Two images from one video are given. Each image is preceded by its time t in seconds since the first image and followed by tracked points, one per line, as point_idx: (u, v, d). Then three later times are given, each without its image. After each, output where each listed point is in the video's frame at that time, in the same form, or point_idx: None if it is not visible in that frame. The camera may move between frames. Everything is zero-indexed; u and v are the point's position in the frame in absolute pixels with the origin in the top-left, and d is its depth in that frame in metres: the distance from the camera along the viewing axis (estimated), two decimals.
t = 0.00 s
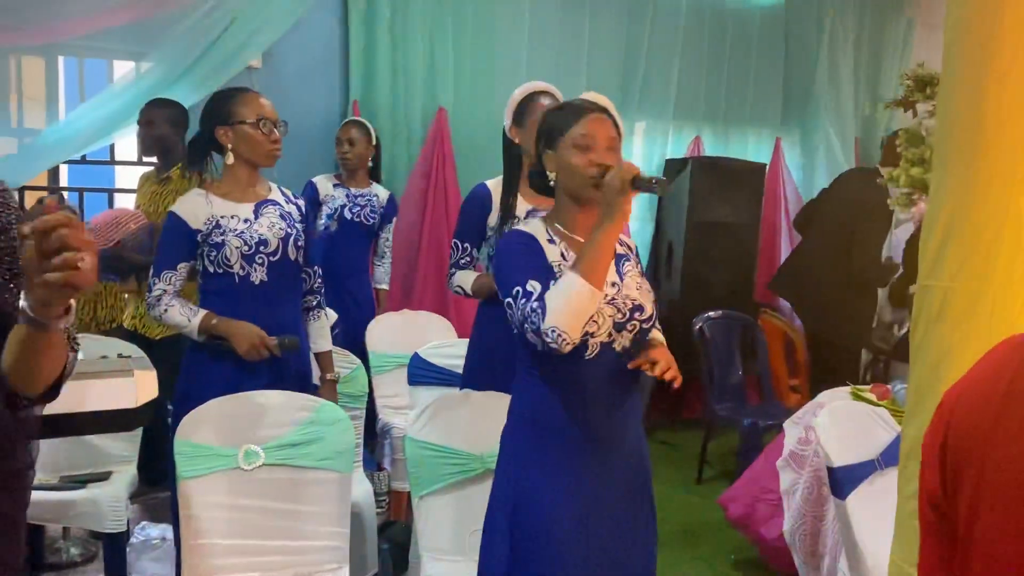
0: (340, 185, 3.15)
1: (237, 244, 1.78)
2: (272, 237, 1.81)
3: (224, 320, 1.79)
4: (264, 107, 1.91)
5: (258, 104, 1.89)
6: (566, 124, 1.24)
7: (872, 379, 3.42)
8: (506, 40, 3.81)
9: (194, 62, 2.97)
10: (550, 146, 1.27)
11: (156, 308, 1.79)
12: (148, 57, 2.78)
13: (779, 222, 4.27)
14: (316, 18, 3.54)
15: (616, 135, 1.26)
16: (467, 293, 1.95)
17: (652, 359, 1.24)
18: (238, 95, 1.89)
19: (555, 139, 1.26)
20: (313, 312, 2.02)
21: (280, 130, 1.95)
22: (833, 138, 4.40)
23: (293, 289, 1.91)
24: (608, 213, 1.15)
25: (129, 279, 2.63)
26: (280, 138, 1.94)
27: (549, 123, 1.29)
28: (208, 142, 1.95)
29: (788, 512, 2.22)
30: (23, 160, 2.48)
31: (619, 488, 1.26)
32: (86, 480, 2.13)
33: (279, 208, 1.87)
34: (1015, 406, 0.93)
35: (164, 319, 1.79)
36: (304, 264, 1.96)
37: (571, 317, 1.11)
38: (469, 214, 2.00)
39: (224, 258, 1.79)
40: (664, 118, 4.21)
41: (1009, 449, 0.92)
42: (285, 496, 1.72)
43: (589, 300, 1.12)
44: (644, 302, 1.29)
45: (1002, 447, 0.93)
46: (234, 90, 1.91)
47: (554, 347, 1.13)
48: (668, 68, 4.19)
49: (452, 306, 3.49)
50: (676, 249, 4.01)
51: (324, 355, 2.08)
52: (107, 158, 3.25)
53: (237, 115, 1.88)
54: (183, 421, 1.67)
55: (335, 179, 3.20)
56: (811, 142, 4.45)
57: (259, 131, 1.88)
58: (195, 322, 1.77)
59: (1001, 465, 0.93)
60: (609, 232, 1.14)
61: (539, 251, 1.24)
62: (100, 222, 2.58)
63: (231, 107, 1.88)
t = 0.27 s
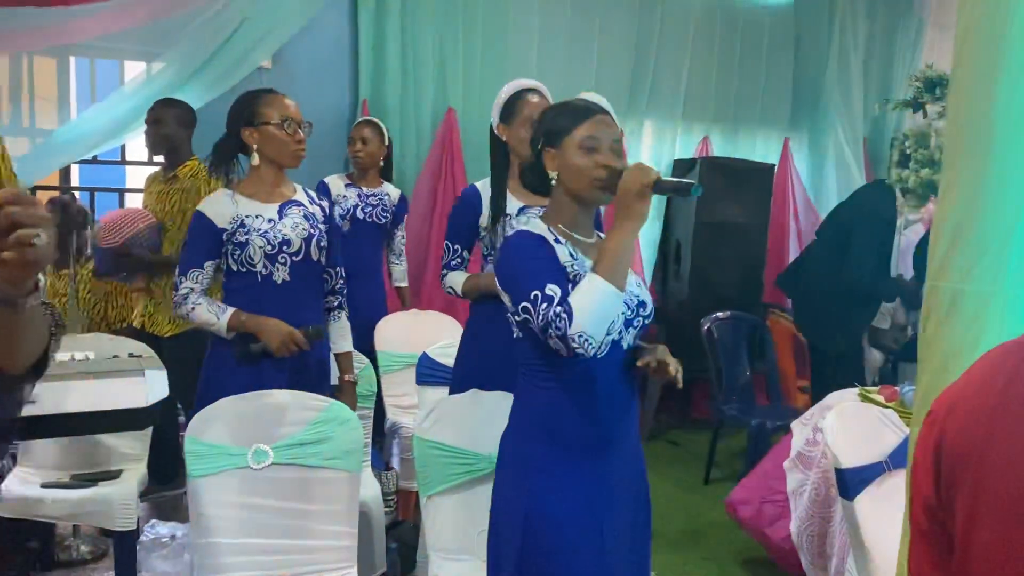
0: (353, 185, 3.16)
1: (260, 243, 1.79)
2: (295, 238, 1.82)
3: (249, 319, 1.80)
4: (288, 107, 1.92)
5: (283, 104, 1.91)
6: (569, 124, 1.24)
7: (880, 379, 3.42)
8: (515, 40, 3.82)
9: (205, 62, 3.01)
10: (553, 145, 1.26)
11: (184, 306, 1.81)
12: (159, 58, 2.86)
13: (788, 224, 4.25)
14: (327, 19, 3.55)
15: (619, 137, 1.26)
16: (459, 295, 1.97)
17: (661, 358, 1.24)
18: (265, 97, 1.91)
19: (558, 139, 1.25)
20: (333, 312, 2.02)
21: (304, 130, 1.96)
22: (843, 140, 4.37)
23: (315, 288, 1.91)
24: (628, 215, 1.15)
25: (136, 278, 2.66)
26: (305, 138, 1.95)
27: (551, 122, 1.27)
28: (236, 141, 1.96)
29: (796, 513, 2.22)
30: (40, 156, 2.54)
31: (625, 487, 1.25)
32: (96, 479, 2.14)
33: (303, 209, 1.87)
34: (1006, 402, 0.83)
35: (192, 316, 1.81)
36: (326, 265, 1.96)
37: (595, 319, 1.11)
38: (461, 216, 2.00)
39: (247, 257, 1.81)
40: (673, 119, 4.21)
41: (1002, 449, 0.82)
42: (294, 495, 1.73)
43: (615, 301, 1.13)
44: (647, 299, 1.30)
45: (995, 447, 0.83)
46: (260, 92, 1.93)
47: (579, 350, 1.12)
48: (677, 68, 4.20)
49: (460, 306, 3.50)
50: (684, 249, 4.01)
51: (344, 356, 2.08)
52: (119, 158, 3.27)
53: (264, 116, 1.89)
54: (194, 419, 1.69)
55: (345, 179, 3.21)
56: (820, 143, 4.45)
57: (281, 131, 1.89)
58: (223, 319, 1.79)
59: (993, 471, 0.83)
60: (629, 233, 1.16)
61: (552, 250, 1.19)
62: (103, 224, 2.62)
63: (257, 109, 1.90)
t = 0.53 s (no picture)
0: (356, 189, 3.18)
1: (278, 245, 1.80)
2: (312, 241, 1.82)
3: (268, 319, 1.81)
4: (314, 112, 1.92)
5: (307, 108, 1.90)
6: (552, 123, 1.21)
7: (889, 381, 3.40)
8: (522, 40, 3.82)
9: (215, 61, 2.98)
10: (534, 145, 1.23)
11: (204, 306, 1.82)
12: (169, 58, 2.85)
13: (795, 222, 4.27)
14: (335, 19, 3.56)
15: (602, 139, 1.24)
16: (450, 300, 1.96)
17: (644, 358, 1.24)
18: (293, 102, 1.91)
19: (540, 139, 1.22)
20: (354, 316, 2.01)
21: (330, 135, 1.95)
22: (852, 138, 4.37)
23: (334, 291, 1.91)
24: (612, 219, 1.12)
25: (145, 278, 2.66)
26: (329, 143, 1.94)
27: (531, 122, 1.24)
28: (264, 144, 1.97)
29: (803, 514, 2.22)
30: (49, 156, 2.67)
31: (606, 492, 1.23)
32: (104, 477, 2.15)
33: (324, 213, 1.87)
34: (1000, 400, 0.86)
35: (212, 316, 1.82)
36: (347, 269, 1.95)
37: (580, 322, 1.07)
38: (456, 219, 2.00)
39: (265, 259, 1.82)
40: (681, 119, 4.21)
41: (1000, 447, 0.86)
42: (301, 494, 1.73)
43: (600, 302, 1.09)
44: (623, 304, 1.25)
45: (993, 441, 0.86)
46: (286, 95, 1.92)
47: (566, 353, 1.07)
48: (685, 68, 4.19)
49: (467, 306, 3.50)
50: (691, 250, 4.01)
51: (363, 359, 2.07)
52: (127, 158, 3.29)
53: (288, 120, 1.89)
54: (204, 419, 1.70)
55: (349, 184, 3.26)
56: (827, 143, 4.43)
57: (306, 136, 1.90)
58: (242, 317, 1.80)
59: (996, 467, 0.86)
60: (612, 237, 1.12)
61: (534, 253, 1.18)
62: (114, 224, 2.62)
63: (283, 112, 1.90)
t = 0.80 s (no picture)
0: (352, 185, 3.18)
1: (282, 244, 1.80)
2: (317, 241, 1.82)
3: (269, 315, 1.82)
4: (325, 116, 1.92)
5: (319, 111, 1.91)
6: (521, 118, 1.21)
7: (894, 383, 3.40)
8: (527, 41, 3.82)
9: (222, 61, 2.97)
10: (506, 142, 1.23)
11: (213, 303, 1.83)
12: (174, 59, 2.86)
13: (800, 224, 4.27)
14: (339, 20, 3.57)
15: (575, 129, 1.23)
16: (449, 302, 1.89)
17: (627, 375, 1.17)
18: (304, 105, 1.92)
19: (510, 135, 1.22)
20: (362, 318, 1.98)
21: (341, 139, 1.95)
22: (857, 138, 4.38)
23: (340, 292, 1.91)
24: (573, 213, 1.08)
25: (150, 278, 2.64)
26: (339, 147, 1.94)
27: (503, 117, 1.24)
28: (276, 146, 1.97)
29: (808, 516, 2.21)
30: (51, 158, 2.70)
31: (588, 493, 1.21)
32: (109, 477, 2.16)
33: (331, 214, 1.87)
34: (972, 400, 0.90)
35: (219, 313, 1.83)
36: (352, 271, 1.94)
37: (533, 319, 1.05)
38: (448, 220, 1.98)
39: (270, 258, 1.82)
40: (686, 119, 4.21)
41: (960, 449, 0.90)
42: (306, 494, 1.74)
43: (552, 302, 1.06)
44: (605, 304, 1.21)
45: (959, 441, 0.90)
46: (299, 98, 1.93)
47: (517, 349, 1.06)
48: (690, 68, 4.18)
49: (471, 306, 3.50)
50: (696, 251, 4.00)
51: (373, 361, 2.02)
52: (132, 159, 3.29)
53: (299, 122, 1.89)
54: (208, 419, 1.70)
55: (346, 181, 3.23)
56: (832, 144, 4.43)
57: (317, 139, 1.90)
58: (247, 315, 1.81)
59: (959, 470, 0.89)
60: (574, 231, 1.08)
61: (500, 252, 1.18)
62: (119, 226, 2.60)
63: (294, 115, 1.91)
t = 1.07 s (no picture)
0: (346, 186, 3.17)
1: (285, 241, 1.80)
2: (319, 237, 1.82)
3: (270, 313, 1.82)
4: (326, 112, 1.92)
5: (319, 107, 1.91)
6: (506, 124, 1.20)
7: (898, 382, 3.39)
8: (531, 40, 3.82)
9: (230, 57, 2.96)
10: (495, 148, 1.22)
11: (215, 300, 1.83)
12: (179, 59, 2.86)
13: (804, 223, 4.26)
14: (342, 20, 3.57)
15: (561, 130, 1.20)
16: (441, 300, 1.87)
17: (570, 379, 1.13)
18: (305, 101, 1.92)
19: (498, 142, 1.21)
20: (364, 316, 1.95)
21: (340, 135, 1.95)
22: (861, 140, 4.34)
23: (343, 289, 1.91)
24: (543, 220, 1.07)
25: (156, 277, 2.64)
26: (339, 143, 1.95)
27: (495, 124, 1.24)
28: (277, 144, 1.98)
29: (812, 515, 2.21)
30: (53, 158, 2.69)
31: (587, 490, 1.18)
32: (113, 475, 2.16)
33: (334, 210, 1.87)
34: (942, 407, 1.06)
35: (221, 310, 1.83)
36: (355, 268, 1.92)
37: (496, 326, 1.06)
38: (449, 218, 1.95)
39: (273, 254, 1.82)
40: (690, 119, 4.20)
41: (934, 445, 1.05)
42: (309, 493, 1.73)
43: (518, 312, 1.05)
44: (595, 316, 1.16)
45: (943, 440, 1.03)
46: (300, 95, 1.93)
47: (481, 355, 1.08)
48: (694, 67, 4.18)
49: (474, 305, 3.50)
50: (700, 250, 4.00)
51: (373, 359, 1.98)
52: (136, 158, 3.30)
53: (300, 119, 1.90)
54: (211, 417, 1.71)
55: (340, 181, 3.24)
56: (836, 143, 4.42)
57: (318, 136, 1.90)
58: (247, 312, 1.81)
59: (938, 468, 1.03)
60: (544, 238, 1.07)
61: (486, 254, 1.17)
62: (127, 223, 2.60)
63: (295, 112, 1.91)
